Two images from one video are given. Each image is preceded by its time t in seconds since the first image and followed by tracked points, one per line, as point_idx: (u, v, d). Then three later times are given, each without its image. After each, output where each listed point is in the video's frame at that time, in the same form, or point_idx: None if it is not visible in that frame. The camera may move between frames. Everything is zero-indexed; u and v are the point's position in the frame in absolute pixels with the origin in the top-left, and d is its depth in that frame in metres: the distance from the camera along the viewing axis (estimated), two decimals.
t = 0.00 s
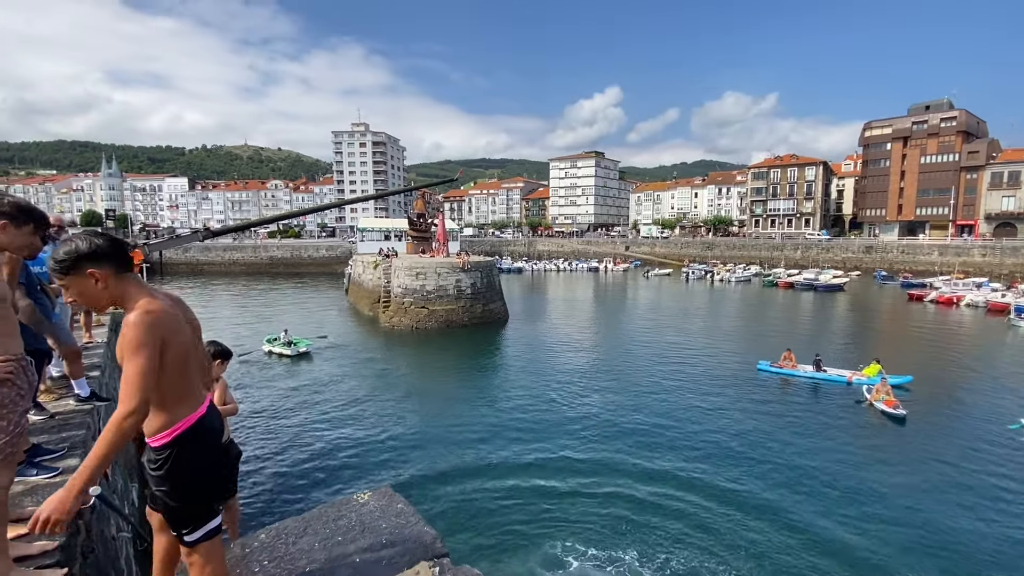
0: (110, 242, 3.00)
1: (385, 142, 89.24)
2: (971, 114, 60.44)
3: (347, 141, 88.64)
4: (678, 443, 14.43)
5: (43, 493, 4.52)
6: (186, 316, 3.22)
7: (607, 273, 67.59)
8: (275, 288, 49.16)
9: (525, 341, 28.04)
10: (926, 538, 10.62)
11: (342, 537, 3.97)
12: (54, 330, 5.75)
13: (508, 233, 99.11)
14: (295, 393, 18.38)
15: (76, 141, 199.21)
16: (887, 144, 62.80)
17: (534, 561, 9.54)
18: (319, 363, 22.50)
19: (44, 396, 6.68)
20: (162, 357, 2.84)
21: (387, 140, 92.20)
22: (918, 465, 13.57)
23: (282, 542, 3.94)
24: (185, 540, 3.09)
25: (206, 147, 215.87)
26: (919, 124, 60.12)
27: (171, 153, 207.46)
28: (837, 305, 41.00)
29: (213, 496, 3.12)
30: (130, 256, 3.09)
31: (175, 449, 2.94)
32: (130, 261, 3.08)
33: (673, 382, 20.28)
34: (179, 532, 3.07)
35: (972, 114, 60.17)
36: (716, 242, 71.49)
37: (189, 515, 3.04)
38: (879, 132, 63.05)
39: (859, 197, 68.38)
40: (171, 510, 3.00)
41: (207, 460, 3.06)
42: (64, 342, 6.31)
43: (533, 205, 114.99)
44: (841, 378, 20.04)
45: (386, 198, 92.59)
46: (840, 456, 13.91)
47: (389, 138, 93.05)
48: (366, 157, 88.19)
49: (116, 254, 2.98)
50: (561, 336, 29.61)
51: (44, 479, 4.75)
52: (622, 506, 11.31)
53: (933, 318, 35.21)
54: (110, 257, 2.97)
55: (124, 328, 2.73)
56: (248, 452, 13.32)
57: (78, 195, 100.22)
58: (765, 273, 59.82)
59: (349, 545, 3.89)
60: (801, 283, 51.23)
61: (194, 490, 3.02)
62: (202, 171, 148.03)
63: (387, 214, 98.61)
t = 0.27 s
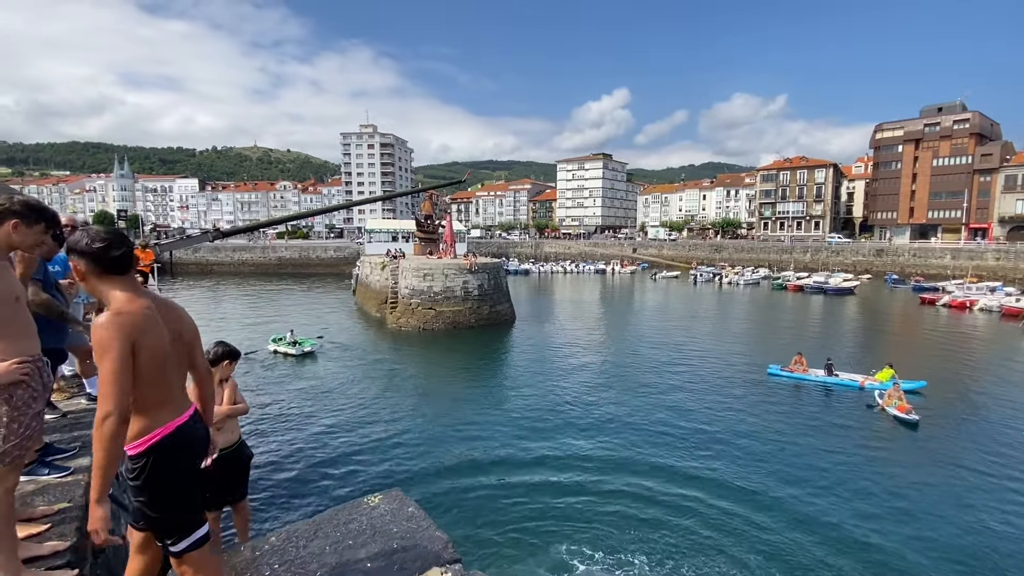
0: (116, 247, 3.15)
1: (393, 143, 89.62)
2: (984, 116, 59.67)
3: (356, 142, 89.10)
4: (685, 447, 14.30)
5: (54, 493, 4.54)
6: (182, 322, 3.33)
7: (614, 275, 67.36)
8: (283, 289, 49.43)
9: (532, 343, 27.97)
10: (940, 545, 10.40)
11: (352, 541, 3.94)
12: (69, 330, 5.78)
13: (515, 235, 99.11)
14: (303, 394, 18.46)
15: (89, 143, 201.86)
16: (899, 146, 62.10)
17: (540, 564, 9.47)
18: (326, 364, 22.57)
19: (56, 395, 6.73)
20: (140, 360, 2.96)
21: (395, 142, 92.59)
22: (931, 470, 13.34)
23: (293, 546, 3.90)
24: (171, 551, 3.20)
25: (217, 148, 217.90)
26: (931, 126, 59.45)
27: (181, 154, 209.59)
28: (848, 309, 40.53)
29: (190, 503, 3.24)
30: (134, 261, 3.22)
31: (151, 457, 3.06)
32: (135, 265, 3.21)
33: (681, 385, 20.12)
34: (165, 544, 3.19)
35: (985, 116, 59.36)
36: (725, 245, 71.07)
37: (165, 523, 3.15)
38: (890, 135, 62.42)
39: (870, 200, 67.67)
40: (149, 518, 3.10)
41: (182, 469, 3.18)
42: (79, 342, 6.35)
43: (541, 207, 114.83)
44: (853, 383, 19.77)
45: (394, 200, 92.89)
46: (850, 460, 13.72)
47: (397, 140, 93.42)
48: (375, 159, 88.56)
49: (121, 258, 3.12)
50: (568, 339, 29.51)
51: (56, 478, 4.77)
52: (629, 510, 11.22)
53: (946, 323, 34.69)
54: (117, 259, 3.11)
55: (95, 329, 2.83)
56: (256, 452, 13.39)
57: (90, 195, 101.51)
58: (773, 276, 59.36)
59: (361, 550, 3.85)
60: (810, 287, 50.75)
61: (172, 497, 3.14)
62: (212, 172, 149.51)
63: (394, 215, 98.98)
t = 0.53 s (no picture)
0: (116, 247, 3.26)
1: (398, 144, 89.75)
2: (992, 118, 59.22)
3: (360, 143, 89.34)
4: (689, 449, 14.21)
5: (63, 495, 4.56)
6: (166, 327, 3.37)
7: (618, 276, 67.19)
8: (288, 289, 49.54)
9: (536, 345, 27.88)
10: (947, 550, 10.28)
11: (361, 546, 3.90)
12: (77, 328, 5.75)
13: (519, 236, 99.06)
14: (306, 394, 18.49)
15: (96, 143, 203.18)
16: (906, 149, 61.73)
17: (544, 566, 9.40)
18: (330, 364, 22.59)
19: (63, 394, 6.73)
20: (100, 361, 3.06)
21: (400, 143, 92.74)
22: (938, 474, 13.20)
23: (301, 550, 3.87)
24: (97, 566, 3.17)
25: (222, 149, 218.89)
26: (939, 129, 59.05)
27: (187, 154, 210.66)
28: (854, 312, 40.22)
29: (128, 515, 3.23)
30: (134, 262, 3.33)
31: (98, 462, 3.11)
32: (133, 267, 3.32)
33: (686, 387, 20.01)
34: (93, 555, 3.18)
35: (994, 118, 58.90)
36: (729, 247, 70.82)
37: (97, 528, 3.15)
38: (897, 137, 62.04)
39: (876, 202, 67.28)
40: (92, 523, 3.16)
41: (131, 478, 3.22)
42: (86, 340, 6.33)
43: (545, 208, 114.79)
44: (861, 388, 19.59)
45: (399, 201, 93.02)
46: (857, 464, 13.60)
47: (402, 141, 93.56)
48: (379, 159, 88.72)
49: (118, 259, 3.22)
50: (572, 340, 29.41)
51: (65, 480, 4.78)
52: (633, 512, 11.14)
53: (954, 326, 34.38)
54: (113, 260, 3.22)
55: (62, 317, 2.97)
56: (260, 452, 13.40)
57: (97, 195, 102.16)
58: (779, 278, 59.09)
59: (369, 554, 3.81)
60: (816, 289, 50.45)
61: (118, 504, 3.20)
62: (218, 172, 150.28)
63: (398, 216, 99.13)
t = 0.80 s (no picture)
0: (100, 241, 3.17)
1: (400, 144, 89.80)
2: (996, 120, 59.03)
3: (362, 143, 89.41)
4: (690, 450, 14.15)
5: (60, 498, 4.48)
6: (145, 324, 3.21)
7: (619, 278, 67.12)
8: (289, 289, 49.59)
9: (537, 345, 27.85)
10: (950, 553, 10.22)
11: (365, 549, 3.86)
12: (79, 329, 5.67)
13: (520, 237, 99.02)
14: (307, 393, 18.47)
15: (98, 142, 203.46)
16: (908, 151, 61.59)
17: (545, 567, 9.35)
18: (331, 364, 22.61)
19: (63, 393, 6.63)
20: (62, 357, 3.00)
21: (401, 143, 92.75)
22: (940, 477, 13.13)
23: (305, 552, 3.84)
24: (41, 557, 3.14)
25: (224, 148, 219.13)
26: (941, 131, 58.90)
27: (189, 153, 210.80)
28: (856, 315, 40.09)
29: (86, 513, 3.13)
30: (120, 256, 3.23)
31: (57, 456, 3.06)
32: (115, 261, 3.20)
33: (687, 389, 19.94)
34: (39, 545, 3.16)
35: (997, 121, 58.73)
36: (731, 248, 70.77)
37: (46, 522, 3.10)
38: (899, 139, 61.90)
39: (879, 204, 67.13)
40: (56, 523, 3.11)
41: (101, 479, 3.13)
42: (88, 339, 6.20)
43: (546, 209, 114.86)
44: (864, 390, 19.52)
45: (400, 201, 93.04)
46: (858, 466, 13.53)
47: (403, 141, 93.60)
48: (381, 159, 88.74)
49: (100, 254, 3.12)
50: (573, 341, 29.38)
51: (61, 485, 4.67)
52: (635, 514, 11.09)
53: (956, 329, 34.25)
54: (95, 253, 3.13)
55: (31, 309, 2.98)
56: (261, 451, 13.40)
57: (100, 194, 102.43)
58: (780, 280, 59.04)
59: (374, 556, 3.78)
60: (817, 291, 50.32)
61: (88, 503, 3.13)
62: (220, 171, 150.54)
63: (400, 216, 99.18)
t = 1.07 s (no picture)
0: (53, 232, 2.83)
1: (399, 144, 89.74)
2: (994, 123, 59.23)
3: (362, 143, 89.40)
4: (688, 452, 14.14)
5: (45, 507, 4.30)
6: (86, 323, 2.69)
7: (618, 278, 67.18)
8: (287, 288, 49.54)
9: (536, 346, 27.82)
10: (948, 555, 10.20)
11: (360, 551, 3.83)
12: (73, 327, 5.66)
13: (519, 237, 99.09)
14: (304, 393, 18.40)
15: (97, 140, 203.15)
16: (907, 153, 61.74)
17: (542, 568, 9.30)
18: (329, 364, 22.55)
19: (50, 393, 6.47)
20: None
21: (401, 143, 92.72)
22: (938, 479, 13.13)
23: (299, 555, 3.80)
24: None
25: (223, 146, 218.97)
26: (940, 133, 59.06)
27: (189, 151, 210.56)
28: (853, 316, 40.19)
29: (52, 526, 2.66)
30: (70, 248, 2.83)
31: None
32: (66, 254, 2.81)
33: (685, 390, 19.91)
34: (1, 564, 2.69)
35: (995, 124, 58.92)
36: (729, 250, 70.86)
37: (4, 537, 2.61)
38: (898, 141, 62.04)
39: (877, 206, 67.25)
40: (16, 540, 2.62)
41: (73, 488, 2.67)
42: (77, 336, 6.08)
43: (545, 210, 114.98)
44: (863, 392, 19.52)
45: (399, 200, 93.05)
46: (856, 468, 13.53)
47: (403, 140, 93.60)
48: (380, 159, 88.69)
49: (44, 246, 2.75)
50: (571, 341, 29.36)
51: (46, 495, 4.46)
52: (633, 514, 11.04)
53: (953, 331, 34.36)
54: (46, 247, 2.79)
55: None
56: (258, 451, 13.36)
57: (98, 192, 102.30)
58: (778, 281, 59.12)
59: (369, 558, 3.75)
60: (815, 293, 50.41)
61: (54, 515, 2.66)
62: (219, 170, 150.28)
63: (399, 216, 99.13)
